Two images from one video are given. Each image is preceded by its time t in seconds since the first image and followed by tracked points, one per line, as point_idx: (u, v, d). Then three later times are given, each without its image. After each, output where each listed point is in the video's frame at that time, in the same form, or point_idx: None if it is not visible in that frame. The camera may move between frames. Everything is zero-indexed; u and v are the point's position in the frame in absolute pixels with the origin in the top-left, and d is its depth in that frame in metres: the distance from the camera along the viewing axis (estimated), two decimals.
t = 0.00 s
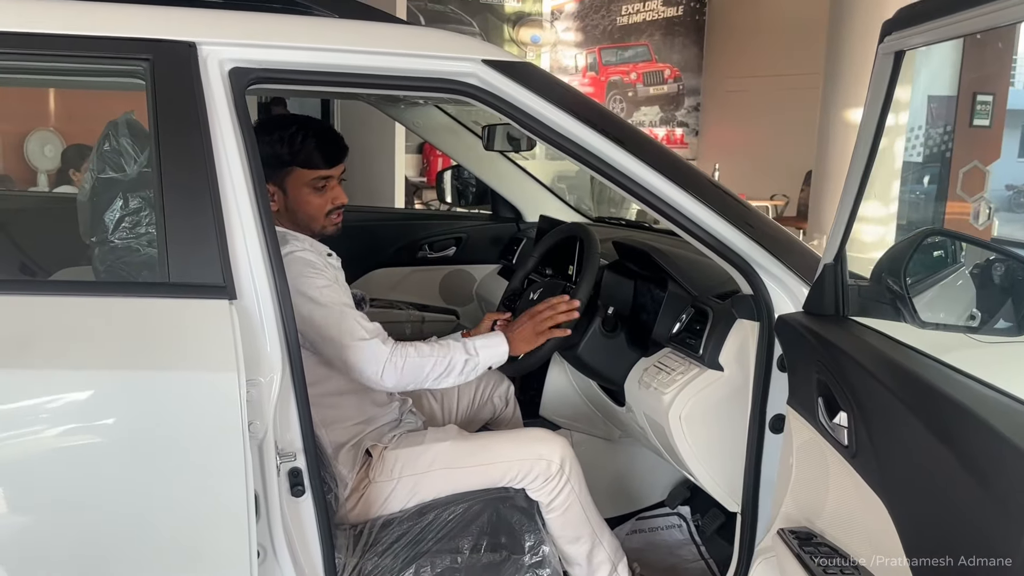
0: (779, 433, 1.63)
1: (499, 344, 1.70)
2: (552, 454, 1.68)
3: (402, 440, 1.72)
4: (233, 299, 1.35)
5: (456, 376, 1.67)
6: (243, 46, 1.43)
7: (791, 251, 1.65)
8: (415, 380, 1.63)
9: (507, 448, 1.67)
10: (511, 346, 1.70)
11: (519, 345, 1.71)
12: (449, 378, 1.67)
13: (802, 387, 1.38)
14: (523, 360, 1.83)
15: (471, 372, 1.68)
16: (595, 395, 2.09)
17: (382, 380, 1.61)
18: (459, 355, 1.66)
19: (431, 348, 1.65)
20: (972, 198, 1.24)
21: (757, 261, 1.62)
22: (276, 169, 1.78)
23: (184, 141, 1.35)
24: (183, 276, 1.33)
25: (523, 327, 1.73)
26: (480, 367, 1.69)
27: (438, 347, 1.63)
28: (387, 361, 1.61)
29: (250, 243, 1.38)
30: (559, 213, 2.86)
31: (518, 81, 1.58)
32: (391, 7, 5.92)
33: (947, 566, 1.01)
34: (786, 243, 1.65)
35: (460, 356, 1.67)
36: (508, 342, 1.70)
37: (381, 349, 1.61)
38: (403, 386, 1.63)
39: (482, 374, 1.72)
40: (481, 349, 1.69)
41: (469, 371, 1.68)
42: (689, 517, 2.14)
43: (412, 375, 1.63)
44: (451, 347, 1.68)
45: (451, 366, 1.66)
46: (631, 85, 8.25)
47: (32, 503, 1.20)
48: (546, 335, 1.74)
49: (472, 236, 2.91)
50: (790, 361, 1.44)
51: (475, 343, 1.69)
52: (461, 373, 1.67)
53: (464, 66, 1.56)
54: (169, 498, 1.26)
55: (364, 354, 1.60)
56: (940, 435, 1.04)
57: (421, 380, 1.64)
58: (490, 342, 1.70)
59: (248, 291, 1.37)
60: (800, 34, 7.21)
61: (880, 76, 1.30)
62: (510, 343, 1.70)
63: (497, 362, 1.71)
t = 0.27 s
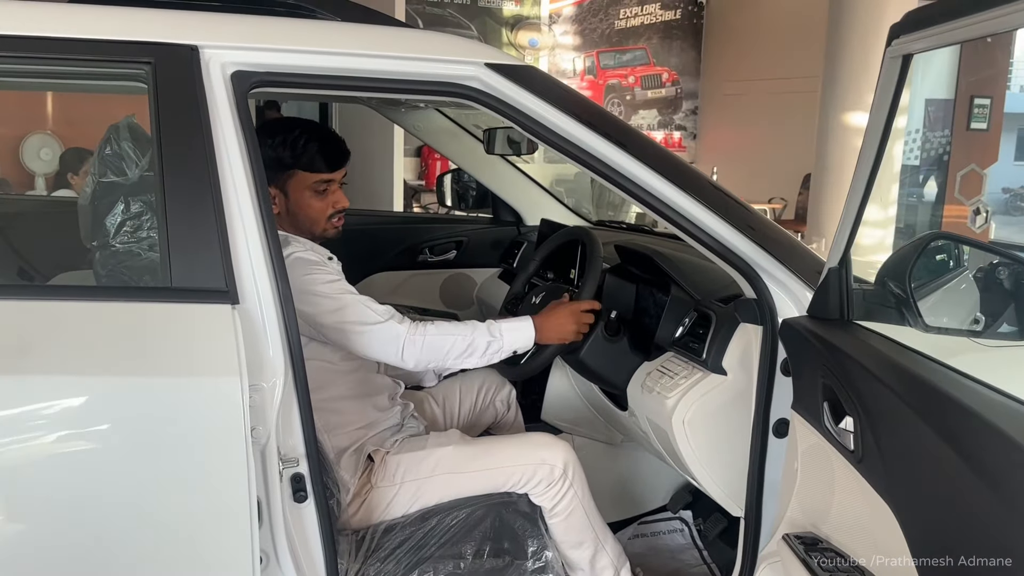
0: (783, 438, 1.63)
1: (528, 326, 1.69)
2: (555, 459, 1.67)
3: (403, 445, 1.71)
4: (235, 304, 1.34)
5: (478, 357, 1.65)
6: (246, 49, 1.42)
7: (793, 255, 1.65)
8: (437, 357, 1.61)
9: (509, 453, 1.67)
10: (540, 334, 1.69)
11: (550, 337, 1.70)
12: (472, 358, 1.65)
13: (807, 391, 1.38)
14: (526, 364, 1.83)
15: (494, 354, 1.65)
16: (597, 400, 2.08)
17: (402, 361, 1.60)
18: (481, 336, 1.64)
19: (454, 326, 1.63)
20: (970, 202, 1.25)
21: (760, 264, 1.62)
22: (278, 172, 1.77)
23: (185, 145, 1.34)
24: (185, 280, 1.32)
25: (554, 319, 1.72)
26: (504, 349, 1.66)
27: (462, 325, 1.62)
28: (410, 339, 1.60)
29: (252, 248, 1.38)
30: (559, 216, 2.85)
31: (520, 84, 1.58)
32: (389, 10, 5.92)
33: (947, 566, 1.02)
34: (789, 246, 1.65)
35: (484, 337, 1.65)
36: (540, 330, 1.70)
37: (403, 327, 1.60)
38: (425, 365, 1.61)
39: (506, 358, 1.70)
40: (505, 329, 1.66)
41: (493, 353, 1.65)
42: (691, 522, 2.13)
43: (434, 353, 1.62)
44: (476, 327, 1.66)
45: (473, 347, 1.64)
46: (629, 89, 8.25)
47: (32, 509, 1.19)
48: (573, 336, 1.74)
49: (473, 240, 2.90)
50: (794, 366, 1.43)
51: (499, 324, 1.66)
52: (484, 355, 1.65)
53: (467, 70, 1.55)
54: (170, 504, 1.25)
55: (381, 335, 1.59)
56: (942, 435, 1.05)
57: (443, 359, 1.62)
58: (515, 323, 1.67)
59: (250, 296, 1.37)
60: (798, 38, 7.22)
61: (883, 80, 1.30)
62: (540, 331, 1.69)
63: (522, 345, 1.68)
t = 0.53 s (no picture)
0: (781, 442, 1.62)
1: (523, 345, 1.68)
2: (552, 464, 1.66)
3: (398, 450, 1.70)
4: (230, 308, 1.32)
5: (471, 374, 1.64)
6: (241, 51, 1.41)
7: (789, 256, 1.64)
8: (430, 371, 1.60)
9: (506, 459, 1.65)
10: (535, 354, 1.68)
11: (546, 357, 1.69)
12: (465, 375, 1.64)
13: (807, 395, 1.37)
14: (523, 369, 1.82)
15: (488, 373, 1.64)
16: (593, 404, 2.07)
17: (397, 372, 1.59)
18: (477, 355, 1.62)
19: (452, 341, 1.62)
20: (960, 206, 1.26)
21: (757, 267, 1.61)
22: (273, 175, 1.75)
23: (179, 147, 1.33)
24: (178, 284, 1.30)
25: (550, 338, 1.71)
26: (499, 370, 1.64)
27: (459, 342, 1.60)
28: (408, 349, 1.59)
29: (246, 251, 1.36)
30: (554, 219, 2.85)
31: (517, 86, 1.56)
32: (381, 12, 5.90)
33: (947, 567, 1.03)
34: (786, 249, 1.64)
35: (480, 355, 1.64)
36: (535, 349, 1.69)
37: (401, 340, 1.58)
38: (418, 378, 1.61)
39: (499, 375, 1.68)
40: (502, 350, 1.65)
41: (486, 373, 1.64)
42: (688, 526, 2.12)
43: (430, 366, 1.60)
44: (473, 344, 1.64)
45: (468, 364, 1.62)
46: (620, 92, 8.25)
47: (22, 517, 1.17)
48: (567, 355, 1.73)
49: (467, 243, 2.89)
50: (794, 370, 1.42)
51: (496, 345, 1.64)
52: (478, 373, 1.64)
53: (463, 72, 1.54)
54: (163, 511, 1.24)
55: (378, 344, 1.58)
56: (946, 439, 1.04)
57: (437, 374, 1.61)
58: (513, 344, 1.65)
59: (244, 300, 1.35)
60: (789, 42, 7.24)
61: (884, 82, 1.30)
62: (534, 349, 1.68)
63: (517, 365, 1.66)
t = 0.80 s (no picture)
0: (778, 447, 1.60)
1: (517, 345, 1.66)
2: (547, 470, 1.64)
3: (391, 457, 1.67)
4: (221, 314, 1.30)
5: (465, 373, 1.62)
6: (232, 51, 1.38)
7: (786, 259, 1.63)
8: (424, 369, 1.58)
9: (501, 465, 1.63)
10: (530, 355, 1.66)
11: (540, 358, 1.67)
12: (459, 375, 1.62)
13: (807, 399, 1.36)
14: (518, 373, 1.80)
15: (481, 373, 1.62)
16: (587, 408, 2.05)
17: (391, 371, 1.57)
18: (470, 354, 1.60)
19: (445, 340, 1.60)
20: (944, 208, 1.30)
21: (753, 270, 1.60)
22: (260, 176, 1.73)
23: (168, 150, 1.30)
24: (168, 289, 1.28)
25: (545, 338, 1.69)
26: (492, 369, 1.62)
27: (453, 341, 1.58)
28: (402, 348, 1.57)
29: (237, 255, 1.33)
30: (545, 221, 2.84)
31: (512, 88, 1.54)
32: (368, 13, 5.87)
33: (946, 567, 1.03)
34: (781, 252, 1.63)
35: (473, 355, 1.62)
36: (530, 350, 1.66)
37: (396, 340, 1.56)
38: (411, 377, 1.59)
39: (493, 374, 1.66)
40: (496, 349, 1.63)
41: (480, 372, 1.62)
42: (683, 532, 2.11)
43: (423, 365, 1.58)
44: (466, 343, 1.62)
45: (461, 363, 1.60)
46: (607, 94, 8.25)
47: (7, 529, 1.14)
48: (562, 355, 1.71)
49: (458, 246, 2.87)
50: (793, 375, 1.41)
51: (490, 344, 1.63)
52: (471, 373, 1.62)
53: (458, 73, 1.52)
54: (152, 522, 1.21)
55: (371, 343, 1.56)
56: (949, 446, 1.03)
57: (430, 373, 1.59)
58: (506, 343, 1.63)
59: (236, 305, 1.32)
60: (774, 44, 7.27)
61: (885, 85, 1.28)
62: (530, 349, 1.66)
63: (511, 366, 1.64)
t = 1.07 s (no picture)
0: (778, 454, 1.58)
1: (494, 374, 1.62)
2: (545, 479, 1.61)
3: (386, 466, 1.64)
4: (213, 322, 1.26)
5: (444, 405, 1.58)
6: (223, 52, 1.34)
7: (786, 265, 1.61)
8: (401, 402, 1.54)
9: (497, 474, 1.60)
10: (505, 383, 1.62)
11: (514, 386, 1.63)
12: (436, 407, 1.57)
13: (811, 406, 1.34)
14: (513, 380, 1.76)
15: (459, 403, 1.58)
16: (581, 414, 2.03)
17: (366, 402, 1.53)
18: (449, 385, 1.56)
19: (423, 371, 1.56)
20: (929, 210, 1.25)
21: (753, 275, 1.58)
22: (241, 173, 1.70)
23: (158, 153, 1.26)
24: (158, 297, 1.24)
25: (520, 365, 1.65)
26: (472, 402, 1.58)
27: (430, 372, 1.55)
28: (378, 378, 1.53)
29: (230, 262, 1.30)
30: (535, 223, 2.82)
31: (510, 90, 1.51)
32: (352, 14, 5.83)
33: (946, 567, 1.03)
34: (779, 255, 1.61)
35: (451, 385, 1.58)
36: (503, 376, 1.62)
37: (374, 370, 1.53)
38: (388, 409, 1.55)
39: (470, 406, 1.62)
40: (473, 378, 1.59)
41: (457, 403, 1.58)
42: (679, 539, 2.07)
43: (401, 396, 1.54)
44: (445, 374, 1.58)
45: (440, 395, 1.56)
46: (592, 95, 8.24)
47: None
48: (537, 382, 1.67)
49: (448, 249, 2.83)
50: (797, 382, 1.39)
51: (467, 375, 1.59)
52: (449, 404, 1.57)
53: (454, 75, 1.49)
54: (142, 538, 1.17)
55: (349, 373, 1.52)
56: (955, 449, 1.01)
57: (407, 406, 1.55)
58: (483, 372, 1.60)
59: (228, 313, 1.29)
60: (759, 47, 7.28)
61: (892, 87, 1.27)
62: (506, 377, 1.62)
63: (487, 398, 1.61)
